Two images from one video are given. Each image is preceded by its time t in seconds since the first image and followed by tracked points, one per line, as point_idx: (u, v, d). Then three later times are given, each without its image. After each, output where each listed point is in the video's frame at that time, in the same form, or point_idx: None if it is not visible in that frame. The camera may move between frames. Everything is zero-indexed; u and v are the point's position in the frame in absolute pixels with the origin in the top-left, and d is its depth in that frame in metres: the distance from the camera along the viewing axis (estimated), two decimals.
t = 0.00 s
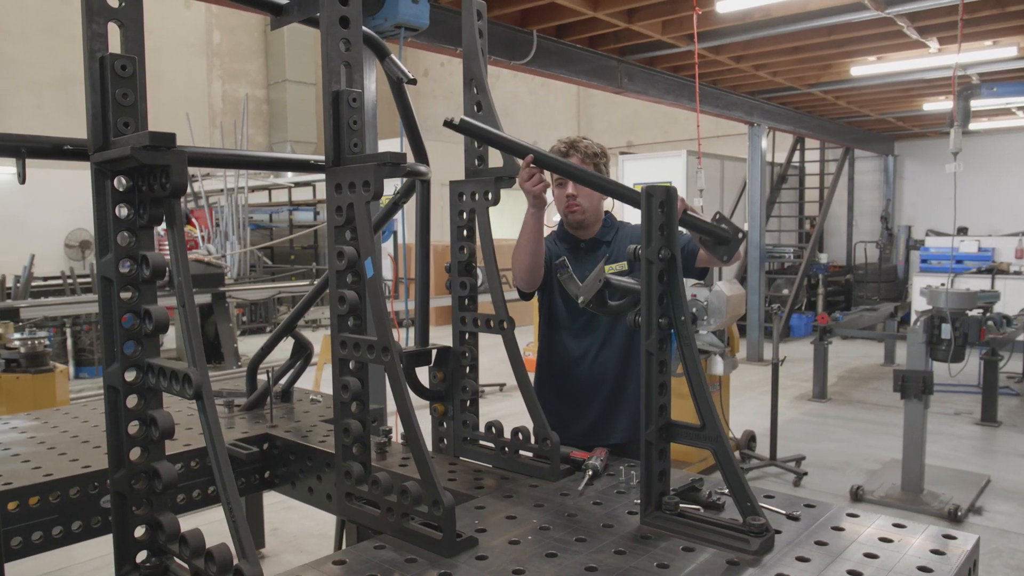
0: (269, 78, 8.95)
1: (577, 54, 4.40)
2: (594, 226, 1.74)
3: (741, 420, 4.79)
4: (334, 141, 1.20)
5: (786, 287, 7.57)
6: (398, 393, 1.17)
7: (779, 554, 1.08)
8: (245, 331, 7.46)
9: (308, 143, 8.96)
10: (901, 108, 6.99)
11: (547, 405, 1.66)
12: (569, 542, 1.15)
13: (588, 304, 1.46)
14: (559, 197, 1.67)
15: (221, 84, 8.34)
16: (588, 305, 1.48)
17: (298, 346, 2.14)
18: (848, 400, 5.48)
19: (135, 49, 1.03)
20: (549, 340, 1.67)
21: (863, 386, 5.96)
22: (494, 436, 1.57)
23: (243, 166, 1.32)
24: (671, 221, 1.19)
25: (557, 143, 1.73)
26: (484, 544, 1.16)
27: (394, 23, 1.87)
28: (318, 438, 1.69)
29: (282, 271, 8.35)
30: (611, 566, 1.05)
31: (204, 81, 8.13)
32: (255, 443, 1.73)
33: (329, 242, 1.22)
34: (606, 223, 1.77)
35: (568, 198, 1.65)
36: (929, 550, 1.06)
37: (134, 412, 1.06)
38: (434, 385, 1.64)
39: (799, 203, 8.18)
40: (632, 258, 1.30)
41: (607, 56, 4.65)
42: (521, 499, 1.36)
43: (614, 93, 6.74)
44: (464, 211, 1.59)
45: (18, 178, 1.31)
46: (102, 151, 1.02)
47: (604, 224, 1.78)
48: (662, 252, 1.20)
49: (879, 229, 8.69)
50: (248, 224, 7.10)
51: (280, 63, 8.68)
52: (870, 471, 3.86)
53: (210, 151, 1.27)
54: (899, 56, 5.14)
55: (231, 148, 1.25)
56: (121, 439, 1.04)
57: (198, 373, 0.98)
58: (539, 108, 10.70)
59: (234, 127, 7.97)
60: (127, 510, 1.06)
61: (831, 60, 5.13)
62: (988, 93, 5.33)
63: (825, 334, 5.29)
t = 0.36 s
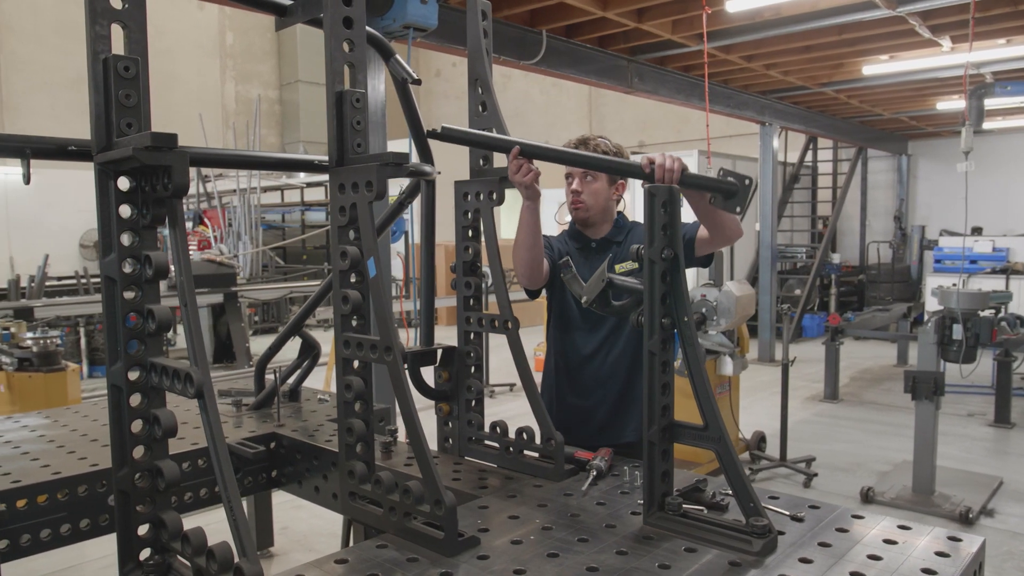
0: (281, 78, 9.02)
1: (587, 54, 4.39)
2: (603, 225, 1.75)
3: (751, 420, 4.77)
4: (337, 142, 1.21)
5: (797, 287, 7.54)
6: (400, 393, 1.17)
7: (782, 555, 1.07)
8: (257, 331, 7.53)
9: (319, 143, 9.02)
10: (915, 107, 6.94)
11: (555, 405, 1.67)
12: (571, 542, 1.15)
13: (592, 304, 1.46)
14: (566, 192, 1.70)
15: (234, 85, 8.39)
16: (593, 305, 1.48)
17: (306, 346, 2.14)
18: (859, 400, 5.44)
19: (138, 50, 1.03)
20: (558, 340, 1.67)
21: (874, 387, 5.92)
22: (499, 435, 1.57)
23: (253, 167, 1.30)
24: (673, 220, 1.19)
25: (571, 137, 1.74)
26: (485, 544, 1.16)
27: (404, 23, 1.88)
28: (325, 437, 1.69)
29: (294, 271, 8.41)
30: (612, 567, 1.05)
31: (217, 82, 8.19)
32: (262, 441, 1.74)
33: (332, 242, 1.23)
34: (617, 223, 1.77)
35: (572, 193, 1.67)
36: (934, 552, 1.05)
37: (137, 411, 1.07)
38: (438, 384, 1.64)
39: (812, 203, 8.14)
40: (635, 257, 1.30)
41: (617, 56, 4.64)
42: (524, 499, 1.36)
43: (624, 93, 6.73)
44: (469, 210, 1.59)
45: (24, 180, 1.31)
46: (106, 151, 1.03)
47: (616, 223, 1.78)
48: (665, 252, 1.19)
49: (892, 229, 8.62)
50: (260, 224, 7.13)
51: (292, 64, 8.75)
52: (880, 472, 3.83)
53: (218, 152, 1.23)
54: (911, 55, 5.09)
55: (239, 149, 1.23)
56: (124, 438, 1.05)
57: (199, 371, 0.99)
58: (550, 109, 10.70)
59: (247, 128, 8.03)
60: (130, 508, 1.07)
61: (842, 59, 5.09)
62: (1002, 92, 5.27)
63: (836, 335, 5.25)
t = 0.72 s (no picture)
0: (295, 79, 9.09)
1: (598, 54, 4.37)
2: (616, 225, 1.76)
3: (762, 421, 4.74)
4: (340, 142, 1.21)
5: (810, 287, 7.49)
6: (403, 395, 1.17)
7: (785, 558, 1.06)
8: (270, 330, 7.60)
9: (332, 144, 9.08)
10: (929, 106, 6.87)
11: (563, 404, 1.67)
12: (570, 544, 1.14)
13: (597, 305, 1.45)
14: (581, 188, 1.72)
15: (248, 86, 8.43)
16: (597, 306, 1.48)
17: (313, 346, 2.14)
18: (872, 402, 5.40)
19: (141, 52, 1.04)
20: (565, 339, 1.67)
21: (887, 388, 5.87)
22: (503, 436, 1.57)
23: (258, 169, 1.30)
24: (676, 221, 1.18)
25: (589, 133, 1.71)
26: (487, 544, 1.16)
27: (413, 23, 1.86)
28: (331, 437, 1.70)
29: (306, 271, 8.47)
30: (612, 568, 1.04)
31: (231, 82, 8.25)
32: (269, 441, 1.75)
33: (337, 242, 1.24)
34: (630, 223, 1.78)
35: (585, 189, 1.69)
36: (939, 555, 1.04)
37: (140, 411, 1.08)
38: (444, 385, 1.64)
39: (825, 202, 8.09)
40: (639, 257, 1.29)
41: (628, 55, 4.62)
42: (528, 499, 1.36)
43: (635, 92, 6.73)
44: (474, 211, 1.59)
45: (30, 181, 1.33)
46: (109, 152, 1.04)
47: (630, 221, 1.78)
48: (668, 253, 1.19)
49: (907, 229, 8.55)
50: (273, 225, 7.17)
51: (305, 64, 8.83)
52: (892, 474, 3.79)
53: (222, 152, 1.23)
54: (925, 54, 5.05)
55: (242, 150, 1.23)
56: (127, 437, 1.06)
57: (200, 371, 1.00)
58: (563, 108, 10.69)
59: (261, 128, 8.09)
60: (134, 507, 1.08)
61: (855, 57, 5.04)
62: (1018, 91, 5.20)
63: (849, 336, 5.21)
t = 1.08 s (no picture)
0: (306, 79, 9.14)
1: (605, 53, 4.36)
2: (624, 225, 1.75)
3: (770, 422, 4.72)
4: (340, 143, 1.21)
5: (821, 287, 7.45)
6: (401, 395, 1.17)
7: (783, 560, 1.05)
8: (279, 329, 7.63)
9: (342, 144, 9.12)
10: (940, 105, 6.81)
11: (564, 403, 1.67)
12: (568, 544, 1.14)
13: (596, 305, 1.44)
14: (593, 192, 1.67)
15: (258, 86, 8.45)
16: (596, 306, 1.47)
17: (317, 346, 2.15)
18: (881, 403, 5.36)
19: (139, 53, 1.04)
20: (567, 339, 1.67)
21: (896, 389, 5.83)
22: (505, 436, 1.57)
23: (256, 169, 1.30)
24: (675, 220, 1.17)
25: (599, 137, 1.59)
26: (485, 545, 1.16)
27: (420, 24, 1.91)
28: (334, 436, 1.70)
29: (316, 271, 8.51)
30: (609, 569, 1.04)
31: (242, 83, 8.30)
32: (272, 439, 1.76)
33: (337, 242, 1.24)
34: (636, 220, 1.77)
35: (599, 195, 1.65)
36: (939, 559, 1.03)
37: (138, 410, 1.09)
38: (445, 385, 1.64)
39: (836, 202, 8.05)
40: (638, 257, 1.28)
41: (636, 55, 4.60)
42: (528, 500, 1.36)
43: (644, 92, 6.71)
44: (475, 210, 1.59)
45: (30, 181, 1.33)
46: (107, 152, 1.04)
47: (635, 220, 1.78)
48: (666, 253, 1.18)
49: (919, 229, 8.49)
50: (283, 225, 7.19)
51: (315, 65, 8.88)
52: (900, 476, 3.76)
53: (221, 153, 1.24)
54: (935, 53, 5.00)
55: (241, 150, 1.24)
56: (125, 435, 1.07)
57: (196, 370, 1.01)
58: (573, 108, 10.67)
59: (271, 129, 8.13)
60: (132, 506, 1.09)
61: (865, 56, 5.00)
62: None
63: (858, 337, 5.17)
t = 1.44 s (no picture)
0: (316, 80, 9.18)
1: (612, 53, 4.34)
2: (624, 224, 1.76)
3: (778, 423, 4.69)
4: (339, 143, 1.22)
5: (831, 288, 7.40)
6: (398, 395, 1.17)
7: (781, 562, 1.04)
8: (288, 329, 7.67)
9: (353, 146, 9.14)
10: (952, 104, 6.76)
11: (566, 403, 1.66)
12: (565, 546, 1.13)
13: (596, 305, 1.42)
14: (592, 192, 1.70)
15: (269, 87, 8.46)
16: (596, 306, 1.45)
17: (320, 346, 2.15)
18: (891, 404, 5.32)
19: (137, 54, 1.05)
20: (569, 338, 1.67)
21: (907, 391, 5.79)
22: (505, 437, 1.57)
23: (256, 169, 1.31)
24: (675, 221, 1.15)
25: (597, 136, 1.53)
26: (482, 546, 1.15)
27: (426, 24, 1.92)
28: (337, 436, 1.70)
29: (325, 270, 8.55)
30: (605, 571, 1.03)
31: (253, 84, 8.33)
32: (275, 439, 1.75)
33: (336, 243, 1.24)
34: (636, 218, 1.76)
35: (602, 194, 1.67)
36: (940, 563, 1.01)
37: (136, 409, 1.10)
38: (447, 385, 1.64)
39: (846, 202, 8.00)
40: (637, 257, 1.27)
41: (644, 55, 4.59)
42: (527, 500, 1.35)
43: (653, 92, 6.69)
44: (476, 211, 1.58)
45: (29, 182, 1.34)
46: (105, 153, 1.05)
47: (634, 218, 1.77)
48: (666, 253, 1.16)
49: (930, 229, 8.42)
50: (293, 224, 7.22)
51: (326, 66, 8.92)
52: (909, 478, 3.73)
53: (219, 153, 1.24)
54: (946, 51, 4.95)
55: (240, 150, 1.24)
56: (123, 434, 1.07)
57: (193, 369, 1.02)
58: (583, 108, 10.65)
59: (282, 130, 8.16)
60: (130, 505, 1.09)
61: (875, 55, 4.96)
62: None
63: (867, 338, 5.14)
